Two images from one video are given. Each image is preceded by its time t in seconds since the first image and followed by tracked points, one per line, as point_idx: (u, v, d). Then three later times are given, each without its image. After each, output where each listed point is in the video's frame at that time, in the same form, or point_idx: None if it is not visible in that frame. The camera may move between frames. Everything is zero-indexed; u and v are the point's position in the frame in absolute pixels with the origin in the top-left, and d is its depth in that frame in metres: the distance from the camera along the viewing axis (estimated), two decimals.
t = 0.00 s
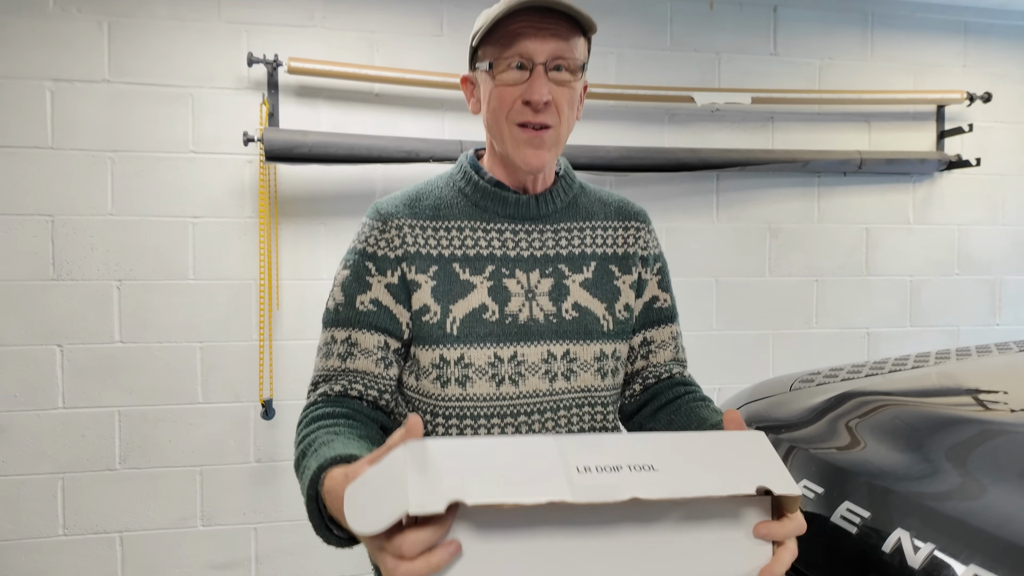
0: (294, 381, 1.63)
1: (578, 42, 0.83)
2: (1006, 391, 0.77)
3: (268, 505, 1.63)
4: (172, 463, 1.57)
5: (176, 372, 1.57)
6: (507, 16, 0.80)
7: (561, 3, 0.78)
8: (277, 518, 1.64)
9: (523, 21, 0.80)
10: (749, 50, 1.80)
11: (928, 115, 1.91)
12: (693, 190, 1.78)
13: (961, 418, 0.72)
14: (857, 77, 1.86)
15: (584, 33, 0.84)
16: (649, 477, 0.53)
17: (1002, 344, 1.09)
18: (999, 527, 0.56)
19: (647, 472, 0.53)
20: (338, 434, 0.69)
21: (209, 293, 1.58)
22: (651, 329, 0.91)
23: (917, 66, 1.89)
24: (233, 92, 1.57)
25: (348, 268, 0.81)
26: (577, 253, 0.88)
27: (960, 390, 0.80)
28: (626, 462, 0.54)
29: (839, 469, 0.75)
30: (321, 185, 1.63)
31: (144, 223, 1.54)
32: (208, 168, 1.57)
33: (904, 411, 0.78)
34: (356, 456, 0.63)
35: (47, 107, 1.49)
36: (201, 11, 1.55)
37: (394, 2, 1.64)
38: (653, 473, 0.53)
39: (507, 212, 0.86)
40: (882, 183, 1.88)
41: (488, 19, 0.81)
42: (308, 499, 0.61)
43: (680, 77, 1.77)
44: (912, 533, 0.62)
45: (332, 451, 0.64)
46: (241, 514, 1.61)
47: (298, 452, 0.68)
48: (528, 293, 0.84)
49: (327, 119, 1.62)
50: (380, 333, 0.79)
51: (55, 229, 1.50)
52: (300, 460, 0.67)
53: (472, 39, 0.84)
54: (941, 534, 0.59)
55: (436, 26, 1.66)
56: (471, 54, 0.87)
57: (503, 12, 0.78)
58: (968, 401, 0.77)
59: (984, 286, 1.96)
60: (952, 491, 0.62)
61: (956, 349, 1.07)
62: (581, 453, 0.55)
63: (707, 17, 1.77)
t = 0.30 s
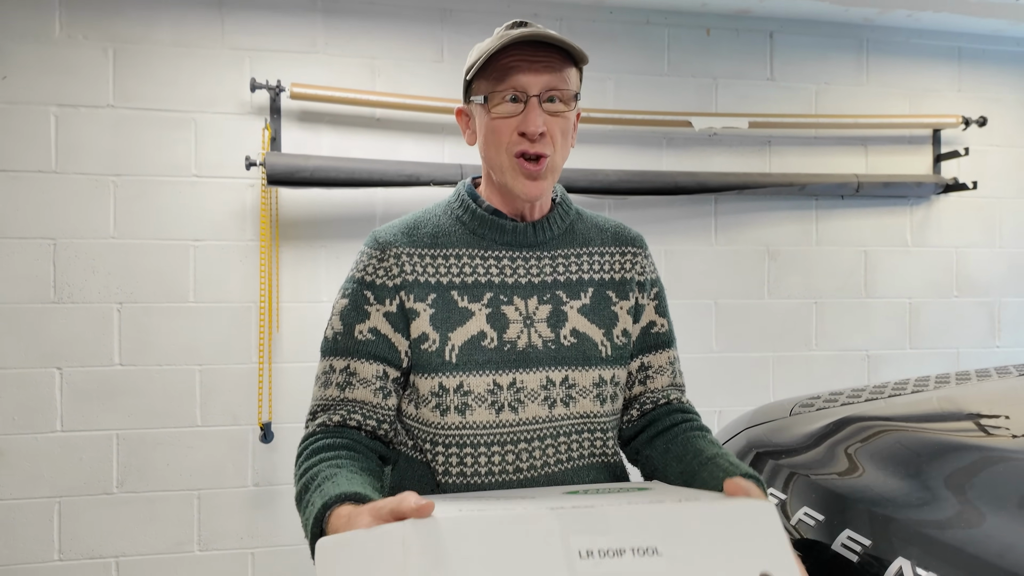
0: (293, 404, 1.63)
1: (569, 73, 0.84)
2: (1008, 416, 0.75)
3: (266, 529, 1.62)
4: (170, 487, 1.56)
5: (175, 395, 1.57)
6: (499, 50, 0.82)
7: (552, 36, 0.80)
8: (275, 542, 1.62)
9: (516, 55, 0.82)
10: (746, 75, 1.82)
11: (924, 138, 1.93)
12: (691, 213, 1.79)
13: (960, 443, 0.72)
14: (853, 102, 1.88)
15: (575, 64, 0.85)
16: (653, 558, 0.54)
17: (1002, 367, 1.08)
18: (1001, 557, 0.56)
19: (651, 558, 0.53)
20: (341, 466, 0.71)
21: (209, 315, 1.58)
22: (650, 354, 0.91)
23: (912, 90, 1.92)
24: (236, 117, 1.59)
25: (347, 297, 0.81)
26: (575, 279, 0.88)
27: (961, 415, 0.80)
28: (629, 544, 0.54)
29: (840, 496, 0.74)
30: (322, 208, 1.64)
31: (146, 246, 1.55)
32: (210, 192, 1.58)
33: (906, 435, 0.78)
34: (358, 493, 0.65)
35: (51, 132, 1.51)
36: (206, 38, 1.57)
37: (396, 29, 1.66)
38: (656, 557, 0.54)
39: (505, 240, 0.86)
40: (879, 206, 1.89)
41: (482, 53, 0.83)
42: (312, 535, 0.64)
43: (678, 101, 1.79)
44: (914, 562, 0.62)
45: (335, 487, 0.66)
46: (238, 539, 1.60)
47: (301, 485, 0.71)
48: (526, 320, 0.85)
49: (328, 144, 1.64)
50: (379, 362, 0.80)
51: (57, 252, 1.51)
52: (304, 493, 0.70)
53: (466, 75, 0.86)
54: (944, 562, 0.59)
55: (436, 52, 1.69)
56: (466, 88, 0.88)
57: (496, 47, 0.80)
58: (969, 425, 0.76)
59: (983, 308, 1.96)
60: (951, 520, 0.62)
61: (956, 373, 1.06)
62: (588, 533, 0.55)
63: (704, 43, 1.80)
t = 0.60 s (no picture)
0: (290, 418, 1.62)
1: (558, 80, 0.85)
2: (1008, 429, 0.75)
3: (262, 545, 1.60)
4: (165, 501, 1.55)
5: (172, 409, 1.56)
6: (488, 60, 0.83)
7: (539, 44, 0.81)
8: (271, 558, 1.61)
9: (504, 64, 0.83)
10: (742, 90, 1.84)
11: (921, 153, 1.94)
12: (689, 226, 1.79)
13: (960, 456, 0.71)
14: (849, 117, 1.90)
15: (564, 71, 0.86)
16: None
17: (1001, 380, 1.08)
18: (1000, 569, 0.55)
19: None
20: (334, 472, 0.71)
21: (206, 329, 1.58)
22: (646, 363, 0.91)
23: (907, 105, 1.93)
24: (236, 131, 1.60)
25: (340, 308, 0.81)
26: (569, 289, 0.88)
27: (960, 427, 0.80)
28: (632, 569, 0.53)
29: (839, 509, 0.74)
30: (321, 222, 1.65)
31: (144, 259, 1.55)
32: (209, 205, 1.58)
33: (906, 449, 0.77)
34: (353, 494, 0.65)
35: (52, 146, 1.52)
36: (206, 54, 1.58)
37: (395, 44, 1.68)
38: None
39: (498, 250, 0.87)
40: (877, 220, 1.90)
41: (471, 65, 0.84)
42: (309, 540, 0.64)
43: (675, 116, 1.80)
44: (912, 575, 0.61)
45: (331, 488, 0.66)
46: (233, 555, 1.59)
47: (295, 494, 0.70)
48: (520, 329, 0.85)
49: (327, 158, 1.64)
50: (372, 373, 0.80)
51: (55, 265, 1.51)
52: (298, 500, 0.70)
53: (455, 87, 0.87)
54: None
55: (435, 67, 1.70)
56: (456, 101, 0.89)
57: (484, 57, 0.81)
58: (969, 438, 0.76)
59: (982, 322, 1.96)
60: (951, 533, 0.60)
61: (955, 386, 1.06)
62: (590, 557, 0.54)
63: (701, 59, 1.81)
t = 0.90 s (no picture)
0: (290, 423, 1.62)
1: (549, 80, 0.85)
2: (1010, 434, 0.74)
3: (261, 551, 1.60)
4: (164, 508, 1.55)
5: (171, 415, 1.56)
6: (479, 64, 0.83)
7: (527, 45, 0.81)
8: (270, 564, 1.60)
9: (495, 66, 0.83)
10: (742, 96, 1.84)
11: (920, 158, 1.94)
12: (689, 231, 1.79)
13: (962, 460, 0.71)
14: (849, 122, 1.90)
15: (554, 71, 0.86)
16: None
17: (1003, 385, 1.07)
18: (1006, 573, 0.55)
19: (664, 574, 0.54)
20: (319, 474, 0.70)
21: (205, 335, 1.57)
22: (650, 359, 0.91)
23: (907, 111, 1.93)
24: (236, 137, 1.60)
25: (337, 305, 0.81)
26: (571, 288, 0.88)
27: (962, 432, 0.79)
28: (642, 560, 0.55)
29: (842, 514, 0.73)
30: (321, 226, 1.64)
31: (143, 264, 1.55)
32: (209, 210, 1.58)
33: (909, 453, 0.77)
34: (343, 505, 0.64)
35: (51, 151, 1.52)
36: (206, 59, 1.58)
37: (396, 49, 1.68)
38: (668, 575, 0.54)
39: (500, 250, 0.86)
40: (877, 225, 1.90)
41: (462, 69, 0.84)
42: (292, 542, 0.62)
43: (675, 121, 1.81)
44: None
45: (321, 494, 0.65)
46: (232, 561, 1.58)
47: (276, 489, 0.69)
48: (524, 329, 0.84)
49: (327, 163, 1.65)
50: (364, 374, 0.80)
51: (54, 271, 1.51)
52: (280, 496, 0.68)
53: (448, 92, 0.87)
54: None
55: (435, 72, 1.70)
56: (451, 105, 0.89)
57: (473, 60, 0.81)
58: (972, 442, 0.75)
59: (983, 327, 1.96)
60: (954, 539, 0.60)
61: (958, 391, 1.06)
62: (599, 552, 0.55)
63: (700, 65, 1.82)
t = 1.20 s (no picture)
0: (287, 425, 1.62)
1: (564, 96, 0.86)
2: (1006, 436, 0.74)
3: (258, 554, 1.59)
4: (161, 510, 1.54)
5: (168, 417, 1.55)
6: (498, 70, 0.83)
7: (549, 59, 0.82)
8: (267, 567, 1.60)
9: (514, 74, 0.83)
10: (739, 99, 1.85)
11: (917, 161, 1.94)
12: (687, 234, 1.80)
13: (959, 462, 0.71)
14: (846, 126, 1.90)
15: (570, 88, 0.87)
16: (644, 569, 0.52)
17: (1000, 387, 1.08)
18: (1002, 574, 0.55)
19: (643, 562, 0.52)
20: (322, 469, 0.72)
21: (203, 337, 1.57)
22: (645, 358, 0.91)
23: (904, 114, 1.94)
24: (234, 139, 1.60)
25: (333, 308, 0.83)
26: (566, 287, 0.88)
27: (959, 434, 0.79)
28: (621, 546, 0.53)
29: (838, 516, 0.73)
30: (319, 229, 1.65)
31: (141, 267, 1.55)
32: (207, 213, 1.59)
33: (906, 455, 0.77)
34: (349, 498, 0.65)
35: (49, 153, 1.52)
36: (205, 62, 1.59)
37: (394, 52, 1.68)
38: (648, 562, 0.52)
39: (493, 252, 0.87)
40: (874, 228, 1.90)
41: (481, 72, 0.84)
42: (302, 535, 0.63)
43: (673, 124, 1.81)
44: None
45: (327, 491, 0.66)
46: (229, 564, 1.58)
47: (284, 484, 0.71)
48: (519, 329, 0.84)
49: (325, 165, 1.65)
50: (354, 380, 0.81)
51: (52, 273, 1.51)
52: (287, 493, 0.70)
53: (462, 91, 0.87)
54: None
55: (434, 76, 1.71)
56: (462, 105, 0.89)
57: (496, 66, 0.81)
58: (969, 444, 0.75)
59: (980, 330, 1.96)
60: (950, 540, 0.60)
61: (955, 394, 1.06)
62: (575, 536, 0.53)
63: (697, 68, 1.82)
